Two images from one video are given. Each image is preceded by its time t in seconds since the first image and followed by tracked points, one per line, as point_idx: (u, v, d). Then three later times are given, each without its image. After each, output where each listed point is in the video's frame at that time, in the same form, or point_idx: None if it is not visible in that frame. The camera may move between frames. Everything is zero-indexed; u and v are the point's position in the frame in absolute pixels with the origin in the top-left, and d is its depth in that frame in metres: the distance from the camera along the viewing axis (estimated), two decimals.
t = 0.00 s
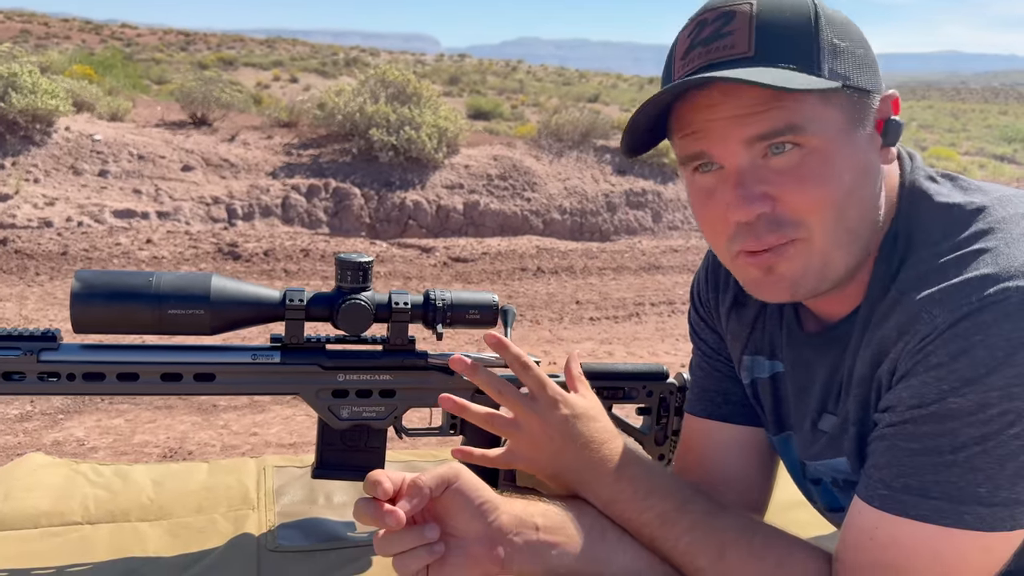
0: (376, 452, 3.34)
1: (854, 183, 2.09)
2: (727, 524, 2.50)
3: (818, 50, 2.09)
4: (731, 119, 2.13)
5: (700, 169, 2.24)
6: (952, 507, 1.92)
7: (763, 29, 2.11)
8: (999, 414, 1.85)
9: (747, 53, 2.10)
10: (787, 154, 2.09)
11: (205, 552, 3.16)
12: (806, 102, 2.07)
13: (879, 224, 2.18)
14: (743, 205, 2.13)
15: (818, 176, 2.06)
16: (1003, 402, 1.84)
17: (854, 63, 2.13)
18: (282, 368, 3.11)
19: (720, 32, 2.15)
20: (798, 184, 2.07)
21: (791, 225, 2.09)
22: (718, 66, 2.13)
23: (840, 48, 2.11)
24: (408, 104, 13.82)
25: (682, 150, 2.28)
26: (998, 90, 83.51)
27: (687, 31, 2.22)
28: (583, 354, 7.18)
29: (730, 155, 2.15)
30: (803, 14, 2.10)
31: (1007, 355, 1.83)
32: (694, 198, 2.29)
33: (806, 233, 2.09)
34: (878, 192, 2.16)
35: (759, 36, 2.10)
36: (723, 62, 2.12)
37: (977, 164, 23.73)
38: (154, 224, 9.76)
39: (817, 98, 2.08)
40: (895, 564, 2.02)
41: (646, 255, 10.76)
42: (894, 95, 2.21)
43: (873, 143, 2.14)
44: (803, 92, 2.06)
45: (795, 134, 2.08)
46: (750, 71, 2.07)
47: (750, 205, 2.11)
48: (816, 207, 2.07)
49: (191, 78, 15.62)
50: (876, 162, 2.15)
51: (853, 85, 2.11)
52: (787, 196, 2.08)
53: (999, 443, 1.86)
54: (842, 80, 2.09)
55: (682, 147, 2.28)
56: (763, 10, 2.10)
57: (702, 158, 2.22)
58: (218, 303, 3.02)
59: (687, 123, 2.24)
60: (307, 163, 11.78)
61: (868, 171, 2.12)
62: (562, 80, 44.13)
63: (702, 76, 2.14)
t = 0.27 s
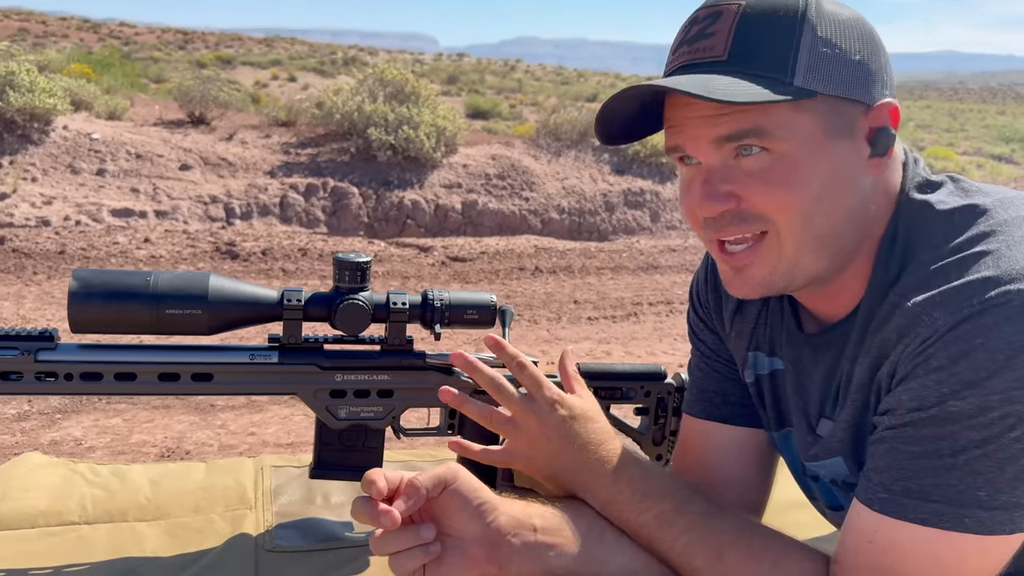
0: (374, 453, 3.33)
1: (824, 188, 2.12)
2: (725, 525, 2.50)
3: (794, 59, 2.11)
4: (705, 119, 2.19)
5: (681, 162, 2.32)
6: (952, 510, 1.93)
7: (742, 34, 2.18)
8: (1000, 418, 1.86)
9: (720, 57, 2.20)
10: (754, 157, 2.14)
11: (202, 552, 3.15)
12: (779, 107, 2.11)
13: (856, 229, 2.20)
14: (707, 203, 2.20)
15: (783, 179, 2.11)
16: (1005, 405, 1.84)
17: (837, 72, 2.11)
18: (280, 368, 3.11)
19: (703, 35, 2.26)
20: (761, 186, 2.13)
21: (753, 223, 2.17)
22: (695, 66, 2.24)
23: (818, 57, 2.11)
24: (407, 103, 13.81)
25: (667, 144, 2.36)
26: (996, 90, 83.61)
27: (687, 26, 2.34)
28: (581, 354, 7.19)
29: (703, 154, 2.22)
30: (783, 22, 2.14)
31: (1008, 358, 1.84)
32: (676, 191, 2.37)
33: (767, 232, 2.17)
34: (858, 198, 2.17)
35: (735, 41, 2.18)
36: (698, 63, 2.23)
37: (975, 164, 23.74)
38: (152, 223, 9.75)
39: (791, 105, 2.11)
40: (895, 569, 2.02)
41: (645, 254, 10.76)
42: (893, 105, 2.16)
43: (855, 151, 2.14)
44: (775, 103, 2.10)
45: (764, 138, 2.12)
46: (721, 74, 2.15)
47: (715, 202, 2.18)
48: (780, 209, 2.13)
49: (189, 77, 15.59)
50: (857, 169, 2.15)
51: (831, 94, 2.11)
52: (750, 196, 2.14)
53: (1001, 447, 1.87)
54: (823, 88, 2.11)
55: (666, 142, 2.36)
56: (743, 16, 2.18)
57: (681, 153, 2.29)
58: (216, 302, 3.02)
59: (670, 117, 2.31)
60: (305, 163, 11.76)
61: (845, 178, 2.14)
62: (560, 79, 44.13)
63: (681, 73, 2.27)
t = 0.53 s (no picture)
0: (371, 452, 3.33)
1: (816, 196, 2.09)
2: (728, 516, 2.50)
3: (788, 62, 2.06)
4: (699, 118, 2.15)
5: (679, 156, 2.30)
6: (956, 515, 1.93)
7: (739, 33, 2.15)
8: (1010, 426, 1.85)
9: (715, 57, 2.18)
10: (743, 161, 2.11)
11: (199, 552, 3.15)
12: (771, 112, 2.06)
13: (852, 235, 2.17)
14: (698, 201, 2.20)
15: (773, 186, 2.08)
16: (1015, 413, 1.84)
17: (834, 74, 2.05)
18: (277, 367, 3.11)
19: (702, 33, 2.25)
20: (751, 189, 2.10)
21: (742, 224, 2.15)
22: (691, 64, 2.23)
23: (816, 58, 2.05)
24: (405, 103, 13.80)
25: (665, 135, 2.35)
26: (994, 91, 83.70)
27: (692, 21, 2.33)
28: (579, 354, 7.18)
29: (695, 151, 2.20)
30: (781, 22, 2.09)
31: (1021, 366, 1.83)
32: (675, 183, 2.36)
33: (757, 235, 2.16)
34: (853, 206, 2.13)
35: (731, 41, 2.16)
36: (694, 61, 2.23)
37: (973, 165, 23.74)
38: (150, 223, 9.74)
39: (784, 109, 2.06)
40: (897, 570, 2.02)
41: (643, 255, 10.75)
42: (897, 112, 2.09)
43: (852, 159, 2.09)
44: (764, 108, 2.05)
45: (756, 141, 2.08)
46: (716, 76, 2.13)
47: (704, 203, 2.17)
48: (768, 214, 2.11)
49: (187, 76, 15.58)
50: (854, 177, 2.11)
51: (827, 99, 2.05)
52: (740, 198, 2.12)
53: (1010, 454, 1.86)
54: (817, 92, 2.05)
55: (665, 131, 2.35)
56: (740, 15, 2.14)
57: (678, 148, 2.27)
58: (212, 301, 3.01)
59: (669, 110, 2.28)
60: (304, 162, 11.75)
61: (840, 185, 2.09)
62: (559, 80, 44.13)
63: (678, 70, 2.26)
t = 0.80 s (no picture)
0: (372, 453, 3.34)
1: (889, 193, 2.10)
2: (721, 523, 2.52)
3: (857, 55, 2.09)
4: (772, 128, 2.08)
5: (727, 178, 2.20)
6: (963, 520, 1.93)
7: (800, 32, 2.09)
8: (1018, 431, 1.86)
9: (790, 57, 2.07)
10: (828, 165, 2.06)
11: (200, 552, 3.16)
12: (852, 107, 2.06)
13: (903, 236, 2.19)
14: (784, 216, 2.10)
15: (861, 185, 2.05)
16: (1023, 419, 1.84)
17: (887, 67, 2.14)
18: (278, 368, 3.12)
19: (755, 37, 2.10)
20: (838, 195, 2.05)
21: (828, 235, 2.08)
22: (758, 69, 2.08)
23: (874, 50, 2.12)
24: (404, 104, 13.81)
25: (709, 159, 2.23)
26: (992, 92, 83.79)
27: (716, 33, 2.16)
28: (578, 355, 7.19)
29: (767, 166, 2.11)
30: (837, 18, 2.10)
31: None
32: (718, 209, 2.26)
33: (845, 243, 2.09)
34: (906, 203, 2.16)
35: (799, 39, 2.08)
36: (762, 66, 2.07)
37: (971, 167, 23.75)
38: (150, 223, 9.74)
39: (859, 104, 2.07)
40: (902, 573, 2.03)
41: (642, 256, 10.77)
42: (914, 103, 2.26)
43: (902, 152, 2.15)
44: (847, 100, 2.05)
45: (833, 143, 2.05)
46: (798, 76, 2.03)
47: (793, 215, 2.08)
48: (857, 217, 2.06)
49: (186, 77, 15.58)
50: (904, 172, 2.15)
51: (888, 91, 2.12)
52: (829, 206, 2.05)
53: (1017, 459, 1.87)
54: (881, 82, 2.10)
55: (710, 156, 2.23)
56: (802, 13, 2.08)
57: (733, 168, 2.17)
58: (214, 303, 3.03)
59: (718, 130, 2.18)
60: (303, 163, 11.76)
61: (901, 179, 2.13)
62: (557, 80, 44.15)
63: (740, 80, 2.09)
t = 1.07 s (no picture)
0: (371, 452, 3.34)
1: (887, 195, 2.09)
2: (719, 524, 2.51)
3: (856, 58, 2.09)
4: (769, 134, 2.07)
5: (726, 182, 2.19)
6: (961, 519, 1.93)
7: (798, 37, 2.08)
8: (1016, 430, 1.85)
9: (788, 64, 2.06)
10: (827, 169, 2.06)
11: (198, 552, 3.15)
12: (849, 113, 2.04)
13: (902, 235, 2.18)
14: (782, 221, 2.09)
15: (858, 189, 2.04)
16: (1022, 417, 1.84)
17: (886, 69, 2.13)
18: (277, 368, 3.11)
19: (753, 44, 2.09)
20: (836, 199, 2.04)
21: (826, 239, 2.08)
22: (756, 75, 2.07)
23: (873, 54, 2.12)
24: (404, 105, 13.80)
25: (708, 164, 2.22)
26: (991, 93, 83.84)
27: (713, 36, 2.16)
28: (577, 355, 7.18)
29: (765, 171, 2.11)
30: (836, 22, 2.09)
31: None
32: (719, 212, 2.25)
33: (844, 246, 2.09)
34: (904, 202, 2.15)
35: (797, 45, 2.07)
36: (761, 72, 2.07)
37: (971, 168, 23.74)
38: (149, 223, 9.74)
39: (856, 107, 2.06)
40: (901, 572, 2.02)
41: (641, 256, 10.76)
42: (912, 101, 2.26)
43: (900, 151, 2.13)
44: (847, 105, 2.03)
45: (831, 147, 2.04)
46: (795, 83, 2.02)
47: (791, 221, 2.08)
48: (855, 221, 2.06)
49: (186, 78, 15.58)
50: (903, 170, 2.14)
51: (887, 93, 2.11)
52: (826, 210, 2.05)
53: (1016, 458, 1.87)
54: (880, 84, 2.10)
55: (708, 161, 2.22)
56: (801, 19, 2.07)
57: (731, 173, 2.17)
58: (212, 302, 3.02)
59: (716, 136, 2.16)
60: (302, 163, 11.75)
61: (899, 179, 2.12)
62: (557, 82, 44.16)
63: (737, 87, 2.08)
